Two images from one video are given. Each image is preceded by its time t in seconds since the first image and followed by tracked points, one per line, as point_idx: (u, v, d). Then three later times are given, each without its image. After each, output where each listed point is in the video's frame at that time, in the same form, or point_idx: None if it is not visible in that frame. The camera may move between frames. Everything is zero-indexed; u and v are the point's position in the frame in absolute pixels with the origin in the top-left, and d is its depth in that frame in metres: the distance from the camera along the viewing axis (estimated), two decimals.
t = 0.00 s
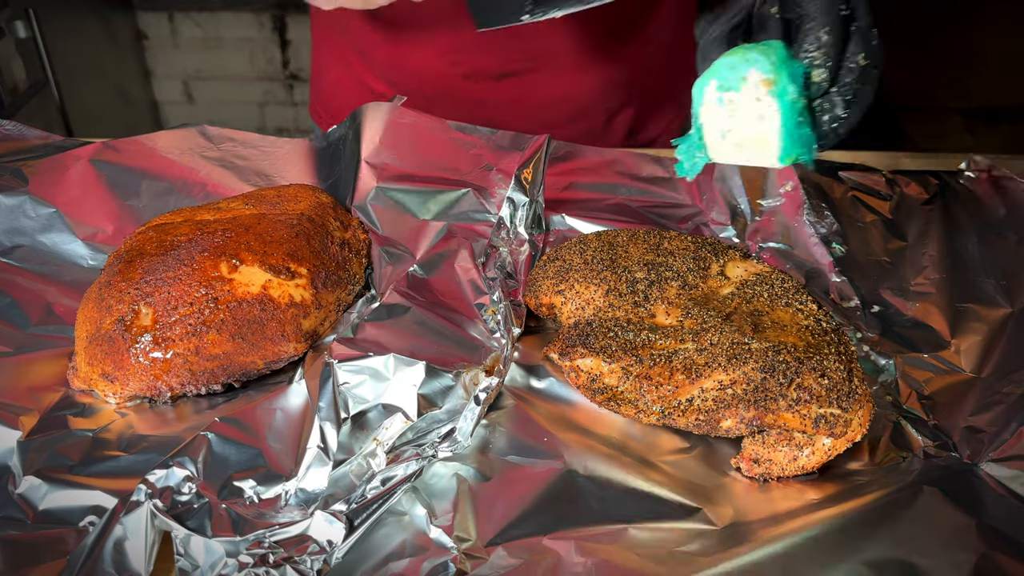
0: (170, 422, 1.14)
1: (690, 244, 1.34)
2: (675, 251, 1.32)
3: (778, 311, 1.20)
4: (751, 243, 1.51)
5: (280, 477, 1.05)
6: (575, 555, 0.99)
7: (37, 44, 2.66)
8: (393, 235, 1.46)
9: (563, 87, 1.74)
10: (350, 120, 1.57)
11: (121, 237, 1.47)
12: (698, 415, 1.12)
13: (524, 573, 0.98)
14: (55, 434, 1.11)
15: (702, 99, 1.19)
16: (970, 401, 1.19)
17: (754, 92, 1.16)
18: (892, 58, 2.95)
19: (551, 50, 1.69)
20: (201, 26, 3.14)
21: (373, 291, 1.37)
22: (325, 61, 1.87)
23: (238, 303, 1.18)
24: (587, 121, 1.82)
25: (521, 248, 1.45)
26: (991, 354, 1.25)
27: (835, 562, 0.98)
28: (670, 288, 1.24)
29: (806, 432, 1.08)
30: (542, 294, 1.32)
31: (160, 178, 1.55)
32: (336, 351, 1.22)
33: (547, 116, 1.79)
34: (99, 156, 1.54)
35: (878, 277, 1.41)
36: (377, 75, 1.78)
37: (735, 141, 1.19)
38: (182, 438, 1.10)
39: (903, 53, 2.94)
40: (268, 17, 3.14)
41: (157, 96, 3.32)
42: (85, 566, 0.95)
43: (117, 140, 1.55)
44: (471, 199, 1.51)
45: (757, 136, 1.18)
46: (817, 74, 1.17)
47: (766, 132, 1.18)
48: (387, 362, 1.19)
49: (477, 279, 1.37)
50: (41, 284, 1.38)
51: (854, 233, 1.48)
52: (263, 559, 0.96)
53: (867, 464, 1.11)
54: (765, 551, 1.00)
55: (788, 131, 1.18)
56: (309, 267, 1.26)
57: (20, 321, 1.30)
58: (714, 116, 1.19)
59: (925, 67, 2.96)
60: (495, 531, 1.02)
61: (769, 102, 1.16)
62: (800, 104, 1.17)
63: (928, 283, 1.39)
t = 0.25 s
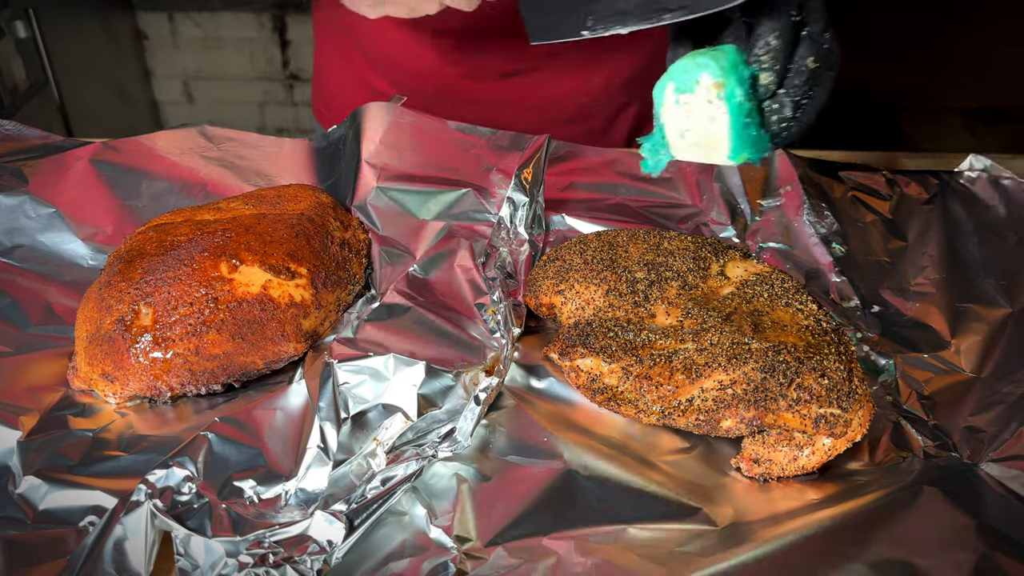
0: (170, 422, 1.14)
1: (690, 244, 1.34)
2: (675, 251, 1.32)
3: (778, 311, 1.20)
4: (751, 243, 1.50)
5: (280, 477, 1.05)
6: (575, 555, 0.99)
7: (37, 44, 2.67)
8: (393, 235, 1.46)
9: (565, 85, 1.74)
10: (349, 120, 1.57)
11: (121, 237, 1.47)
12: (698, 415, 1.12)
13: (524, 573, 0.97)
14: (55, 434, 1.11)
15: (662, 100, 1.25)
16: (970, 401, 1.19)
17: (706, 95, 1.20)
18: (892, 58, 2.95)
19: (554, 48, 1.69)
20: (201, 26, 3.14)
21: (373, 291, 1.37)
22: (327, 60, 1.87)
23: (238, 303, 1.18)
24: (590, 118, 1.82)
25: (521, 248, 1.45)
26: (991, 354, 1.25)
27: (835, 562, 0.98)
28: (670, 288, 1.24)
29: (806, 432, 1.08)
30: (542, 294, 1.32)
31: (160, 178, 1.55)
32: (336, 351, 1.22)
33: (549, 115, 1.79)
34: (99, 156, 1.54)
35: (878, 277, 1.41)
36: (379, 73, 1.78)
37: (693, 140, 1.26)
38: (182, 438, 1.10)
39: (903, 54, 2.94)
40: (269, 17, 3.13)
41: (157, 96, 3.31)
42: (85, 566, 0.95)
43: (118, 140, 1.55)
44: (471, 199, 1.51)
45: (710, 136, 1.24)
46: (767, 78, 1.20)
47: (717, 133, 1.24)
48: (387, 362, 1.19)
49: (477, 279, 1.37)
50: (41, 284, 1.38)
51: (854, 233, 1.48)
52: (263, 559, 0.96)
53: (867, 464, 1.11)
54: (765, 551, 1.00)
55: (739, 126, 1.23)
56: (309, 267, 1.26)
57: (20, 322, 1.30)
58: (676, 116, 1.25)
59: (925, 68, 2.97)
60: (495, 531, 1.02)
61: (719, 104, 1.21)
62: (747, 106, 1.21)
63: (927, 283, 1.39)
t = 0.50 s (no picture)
0: (170, 422, 1.14)
1: (690, 244, 1.34)
2: (675, 251, 1.32)
3: (778, 311, 1.20)
4: (751, 243, 1.50)
5: (280, 477, 1.05)
6: (574, 556, 0.99)
7: (38, 44, 2.67)
8: (393, 235, 1.46)
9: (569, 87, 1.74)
10: (349, 120, 1.57)
11: (121, 237, 1.47)
12: (698, 416, 1.12)
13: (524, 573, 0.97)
14: (55, 434, 1.11)
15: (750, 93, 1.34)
16: (970, 401, 1.19)
17: (812, 91, 1.26)
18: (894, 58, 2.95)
19: (557, 47, 1.68)
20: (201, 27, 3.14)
21: (373, 291, 1.37)
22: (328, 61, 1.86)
23: (238, 303, 1.18)
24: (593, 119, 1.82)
25: (521, 248, 1.45)
26: (991, 354, 1.25)
27: (835, 562, 0.98)
28: (670, 288, 1.24)
29: (806, 432, 1.08)
30: (542, 294, 1.32)
31: (160, 178, 1.55)
32: (336, 351, 1.22)
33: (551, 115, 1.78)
34: (99, 156, 1.54)
35: (878, 277, 1.41)
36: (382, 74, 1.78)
37: (784, 137, 1.36)
38: (182, 438, 1.10)
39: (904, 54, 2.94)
40: (269, 17, 3.13)
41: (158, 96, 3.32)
42: (85, 566, 0.95)
43: (118, 140, 1.55)
44: (471, 199, 1.51)
45: (800, 136, 1.34)
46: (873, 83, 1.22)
47: (809, 134, 1.33)
48: (387, 362, 1.19)
49: (477, 279, 1.38)
50: (41, 284, 1.38)
51: (854, 233, 1.49)
52: (263, 559, 0.96)
53: (867, 464, 1.11)
54: (764, 551, 1.00)
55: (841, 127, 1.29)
56: (309, 267, 1.26)
57: (20, 322, 1.30)
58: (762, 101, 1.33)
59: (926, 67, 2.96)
60: (495, 531, 1.02)
61: (824, 104, 1.26)
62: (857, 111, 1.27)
63: (927, 283, 1.39)
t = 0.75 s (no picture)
0: (170, 422, 1.14)
1: (690, 244, 1.34)
2: (675, 251, 1.32)
3: (778, 311, 1.20)
4: (751, 243, 1.50)
5: (280, 477, 1.05)
6: (574, 556, 0.99)
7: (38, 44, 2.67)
8: (393, 235, 1.46)
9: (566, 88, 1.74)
10: (349, 120, 1.57)
11: (121, 237, 1.47)
12: (698, 415, 1.12)
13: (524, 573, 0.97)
14: (55, 434, 1.11)
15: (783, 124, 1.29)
16: (970, 401, 1.19)
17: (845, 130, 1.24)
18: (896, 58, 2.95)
19: (556, 49, 1.68)
20: (202, 27, 3.14)
21: (373, 291, 1.37)
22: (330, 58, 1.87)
23: (238, 303, 1.18)
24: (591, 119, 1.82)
25: (521, 248, 1.45)
26: (992, 354, 1.25)
27: (835, 562, 0.98)
28: (670, 288, 1.24)
29: (806, 432, 1.08)
30: (542, 294, 1.32)
31: (160, 178, 1.55)
32: (336, 351, 1.22)
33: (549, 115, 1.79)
34: (99, 156, 1.54)
35: (878, 277, 1.41)
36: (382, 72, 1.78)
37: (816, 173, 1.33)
38: (182, 438, 1.10)
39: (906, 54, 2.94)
40: (269, 17, 3.13)
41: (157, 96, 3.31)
42: (85, 566, 0.95)
43: (118, 140, 1.55)
44: (472, 199, 1.51)
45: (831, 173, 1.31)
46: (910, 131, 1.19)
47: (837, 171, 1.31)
48: (387, 362, 1.19)
49: (477, 279, 1.38)
50: (41, 284, 1.38)
51: (854, 233, 1.49)
52: (263, 559, 0.96)
53: (867, 464, 1.11)
54: (765, 551, 1.00)
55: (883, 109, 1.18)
56: (309, 267, 1.26)
57: (20, 322, 1.30)
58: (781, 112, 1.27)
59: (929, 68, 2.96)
60: (495, 531, 1.02)
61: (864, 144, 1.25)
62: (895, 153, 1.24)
63: (928, 283, 1.39)
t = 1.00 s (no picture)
0: (170, 422, 1.14)
1: (690, 244, 1.34)
2: (675, 251, 1.32)
3: (778, 311, 1.20)
4: (751, 243, 1.50)
5: (280, 477, 1.05)
6: (575, 556, 0.99)
7: (37, 44, 2.66)
8: (393, 235, 1.46)
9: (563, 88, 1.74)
10: (349, 120, 1.57)
11: (121, 237, 1.47)
12: (698, 415, 1.12)
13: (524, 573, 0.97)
14: (55, 434, 1.11)
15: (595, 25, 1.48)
16: (970, 401, 1.19)
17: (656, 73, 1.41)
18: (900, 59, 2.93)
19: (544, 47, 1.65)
20: (201, 27, 3.13)
21: (373, 291, 1.37)
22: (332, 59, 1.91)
23: (238, 303, 1.18)
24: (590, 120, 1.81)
25: (521, 248, 1.45)
26: (991, 354, 1.25)
27: (835, 561, 0.98)
28: (670, 288, 1.24)
29: (806, 432, 1.08)
30: (542, 294, 1.32)
31: (160, 178, 1.55)
32: (336, 351, 1.22)
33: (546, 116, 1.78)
34: (99, 156, 1.54)
35: (878, 277, 1.41)
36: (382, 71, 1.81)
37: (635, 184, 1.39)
38: (182, 438, 1.10)
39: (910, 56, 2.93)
40: (268, 17, 3.14)
41: (158, 96, 3.25)
42: (85, 566, 0.95)
43: (118, 140, 1.55)
44: (472, 199, 1.51)
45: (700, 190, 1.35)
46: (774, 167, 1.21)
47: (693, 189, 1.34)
48: (387, 362, 1.19)
49: (477, 279, 1.38)
50: (41, 284, 1.38)
51: (854, 233, 1.49)
52: (263, 559, 0.96)
53: (867, 464, 1.12)
54: (765, 551, 1.00)
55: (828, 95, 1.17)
56: (309, 267, 1.26)
57: (20, 322, 1.30)
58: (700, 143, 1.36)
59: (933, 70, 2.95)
60: (495, 531, 1.02)
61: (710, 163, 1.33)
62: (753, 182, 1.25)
63: (927, 283, 1.39)
